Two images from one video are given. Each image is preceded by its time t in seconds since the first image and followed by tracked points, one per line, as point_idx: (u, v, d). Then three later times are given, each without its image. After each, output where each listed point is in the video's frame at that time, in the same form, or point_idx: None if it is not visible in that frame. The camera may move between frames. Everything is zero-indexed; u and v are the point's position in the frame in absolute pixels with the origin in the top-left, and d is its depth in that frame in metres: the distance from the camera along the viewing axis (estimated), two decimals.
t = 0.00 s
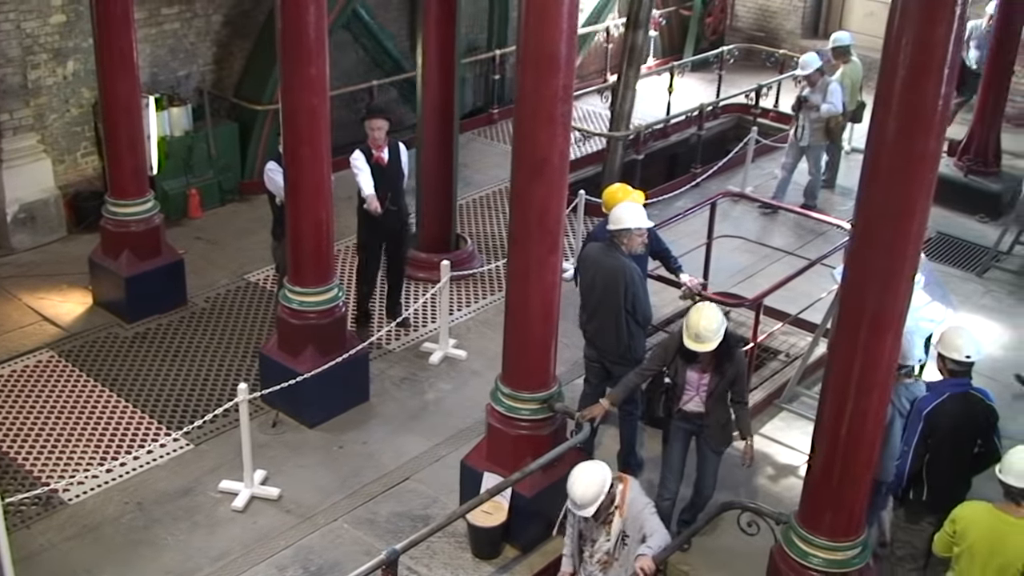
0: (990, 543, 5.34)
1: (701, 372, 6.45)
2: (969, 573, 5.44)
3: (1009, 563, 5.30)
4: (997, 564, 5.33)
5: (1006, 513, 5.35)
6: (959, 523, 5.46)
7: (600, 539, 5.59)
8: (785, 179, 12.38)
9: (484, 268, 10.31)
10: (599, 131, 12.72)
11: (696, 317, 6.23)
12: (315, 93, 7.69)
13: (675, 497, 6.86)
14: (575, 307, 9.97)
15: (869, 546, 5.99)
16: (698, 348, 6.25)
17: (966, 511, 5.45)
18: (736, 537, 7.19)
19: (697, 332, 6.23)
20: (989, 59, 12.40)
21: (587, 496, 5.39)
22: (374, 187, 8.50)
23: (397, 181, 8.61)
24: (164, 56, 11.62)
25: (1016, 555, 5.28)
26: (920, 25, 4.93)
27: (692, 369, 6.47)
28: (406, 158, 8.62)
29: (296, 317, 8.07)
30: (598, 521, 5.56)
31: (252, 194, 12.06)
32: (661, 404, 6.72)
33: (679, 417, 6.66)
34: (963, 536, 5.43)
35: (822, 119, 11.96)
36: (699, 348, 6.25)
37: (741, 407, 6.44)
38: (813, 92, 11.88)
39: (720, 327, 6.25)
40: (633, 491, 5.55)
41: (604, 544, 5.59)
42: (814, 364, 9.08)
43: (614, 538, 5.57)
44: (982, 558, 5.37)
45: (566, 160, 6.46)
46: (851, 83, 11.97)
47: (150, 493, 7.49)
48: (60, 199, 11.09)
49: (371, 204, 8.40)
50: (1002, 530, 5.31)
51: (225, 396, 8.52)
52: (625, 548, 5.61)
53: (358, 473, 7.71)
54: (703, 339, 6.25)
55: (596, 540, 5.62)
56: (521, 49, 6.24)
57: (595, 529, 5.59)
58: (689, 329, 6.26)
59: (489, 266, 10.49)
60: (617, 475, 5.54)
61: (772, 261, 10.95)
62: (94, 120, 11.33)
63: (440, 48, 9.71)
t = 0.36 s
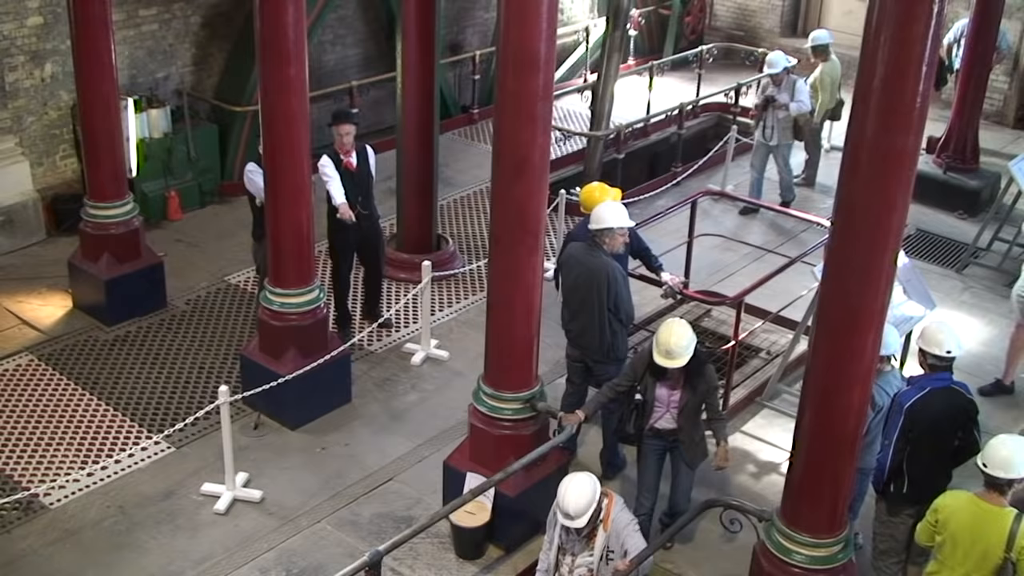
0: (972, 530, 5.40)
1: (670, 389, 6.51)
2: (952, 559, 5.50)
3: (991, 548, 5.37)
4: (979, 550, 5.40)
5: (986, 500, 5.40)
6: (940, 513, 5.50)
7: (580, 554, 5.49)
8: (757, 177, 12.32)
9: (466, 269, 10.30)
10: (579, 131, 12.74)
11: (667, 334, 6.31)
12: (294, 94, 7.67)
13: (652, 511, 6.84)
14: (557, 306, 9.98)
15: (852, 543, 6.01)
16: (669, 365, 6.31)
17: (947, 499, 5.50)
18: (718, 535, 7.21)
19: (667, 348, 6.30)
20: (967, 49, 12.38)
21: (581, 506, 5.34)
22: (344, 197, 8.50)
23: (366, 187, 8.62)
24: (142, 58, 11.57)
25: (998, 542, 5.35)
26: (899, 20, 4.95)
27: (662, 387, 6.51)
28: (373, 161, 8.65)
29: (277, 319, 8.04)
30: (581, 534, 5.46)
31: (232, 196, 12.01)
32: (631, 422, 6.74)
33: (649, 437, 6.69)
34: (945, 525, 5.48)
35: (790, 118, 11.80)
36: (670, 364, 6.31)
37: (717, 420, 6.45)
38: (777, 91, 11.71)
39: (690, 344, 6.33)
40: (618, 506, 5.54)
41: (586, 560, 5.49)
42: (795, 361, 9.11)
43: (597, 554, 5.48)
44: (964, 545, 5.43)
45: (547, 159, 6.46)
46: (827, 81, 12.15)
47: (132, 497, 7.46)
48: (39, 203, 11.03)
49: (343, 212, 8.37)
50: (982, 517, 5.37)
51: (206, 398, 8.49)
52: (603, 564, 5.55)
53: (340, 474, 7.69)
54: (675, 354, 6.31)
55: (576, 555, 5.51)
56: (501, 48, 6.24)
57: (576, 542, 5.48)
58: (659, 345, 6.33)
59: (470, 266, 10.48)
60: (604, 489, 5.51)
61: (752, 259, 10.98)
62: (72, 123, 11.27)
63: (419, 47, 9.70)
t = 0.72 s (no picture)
0: (949, 516, 5.44)
1: (637, 408, 6.39)
2: (932, 544, 5.55)
3: (970, 532, 5.41)
4: (958, 534, 5.45)
5: (961, 485, 5.43)
6: (917, 500, 5.53)
7: None
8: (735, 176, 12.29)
9: (448, 269, 10.29)
10: (560, 130, 12.71)
11: (633, 352, 6.18)
12: (273, 95, 7.65)
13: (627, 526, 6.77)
14: (539, 306, 9.99)
15: (834, 539, 6.02)
16: (636, 383, 6.18)
17: (923, 487, 5.52)
18: (700, 532, 7.23)
19: (635, 366, 6.17)
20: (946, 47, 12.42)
21: (561, 548, 5.21)
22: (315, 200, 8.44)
23: (343, 188, 8.60)
24: (120, 60, 11.54)
25: (976, 525, 5.39)
26: (876, 18, 4.97)
27: (629, 404, 6.41)
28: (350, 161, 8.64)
29: (258, 321, 8.02)
30: None
31: (213, 198, 11.94)
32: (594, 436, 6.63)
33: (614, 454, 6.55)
34: (923, 512, 5.51)
35: (762, 118, 11.74)
36: (637, 382, 6.17)
37: (679, 443, 6.32)
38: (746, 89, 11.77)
39: (658, 363, 6.19)
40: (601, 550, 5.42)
41: None
42: (776, 358, 9.13)
43: None
44: (943, 530, 5.48)
45: (527, 159, 6.46)
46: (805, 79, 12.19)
47: (113, 501, 7.42)
48: (17, 206, 10.96)
49: (315, 216, 8.35)
50: (959, 503, 5.40)
51: (187, 401, 8.45)
52: None
53: (323, 476, 7.68)
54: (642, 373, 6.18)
55: None
56: (480, 48, 6.24)
57: None
58: (626, 363, 6.20)
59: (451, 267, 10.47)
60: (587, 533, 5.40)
61: (733, 257, 11.01)
62: (50, 125, 11.21)
63: (398, 48, 9.70)
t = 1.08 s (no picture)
0: (925, 504, 5.47)
1: (606, 416, 6.35)
2: (910, 535, 5.58)
3: (946, 517, 5.46)
4: (934, 522, 5.49)
5: (931, 472, 5.49)
6: (890, 495, 5.53)
7: None
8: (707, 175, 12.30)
9: (422, 269, 10.28)
10: (533, 130, 12.71)
11: (599, 360, 6.10)
12: (245, 97, 7.62)
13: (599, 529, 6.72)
14: (513, 305, 10.00)
15: (810, 535, 6.05)
16: (602, 392, 6.11)
17: (892, 480, 5.53)
18: (675, 529, 7.25)
19: (600, 376, 6.10)
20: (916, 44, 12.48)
21: (536, 568, 5.23)
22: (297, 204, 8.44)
23: (320, 189, 8.59)
24: (91, 63, 11.46)
25: (951, 509, 5.45)
26: (846, 17, 5.01)
27: (597, 413, 6.35)
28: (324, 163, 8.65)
29: (231, 323, 7.99)
30: None
31: (185, 202, 11.90)
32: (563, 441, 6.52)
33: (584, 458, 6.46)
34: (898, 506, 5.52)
35: (733, 123, 11.61)
36: (603, 392, 6.11)
37: (654, 453, 6.19)
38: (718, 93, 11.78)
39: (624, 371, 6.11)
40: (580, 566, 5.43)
41: None
42: (750, 355, 9.17)
43: None
44: (920, 519, 5.51)
45: (500, 159, 6.46)
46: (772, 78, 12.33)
47: (87, 507, 7.38)
48: None
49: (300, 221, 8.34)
50: (932, 490, 5.44)
51: (161, 405, 8.41)
52: None
53: (299, 479, 7.65)
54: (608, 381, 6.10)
55: None
56: (453, 48, 6.23)
57: None
58: (592, 372, 6.13)
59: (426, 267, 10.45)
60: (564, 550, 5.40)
61: (706, 255, 11.06)
62: (20, 129, 11.12)
63: (370, 49, 9.70)
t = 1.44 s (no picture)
0: (906, 497, 5.51)
1: (580, 436, 6.27)
2: (893, 529, 5.61)
3: (928, 507, 5.52)
4: (916, 513, 5.53)
5: (905, 464, 5.53)
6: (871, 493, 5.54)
7: None
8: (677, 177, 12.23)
9: (396, 271, 10.26)
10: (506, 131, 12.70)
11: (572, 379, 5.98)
12: (216, 99, 7.59)
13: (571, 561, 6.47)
14: (487, 306, 9.99)
15: (785, 532, 6.08)
16: (573, 412, 5.99)
17: (869, 478, 5.54)
18: (652, 527, 7.27)
19: (573, 395, 5.99)
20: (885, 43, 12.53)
21: None
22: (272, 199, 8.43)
23: (296, 190, 8.56)
24: (60, 66, 11.39)
25: (931, 498, 5.51)
26: (817, 16, 5.04)
27: (571, 433, 6.31)
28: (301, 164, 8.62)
29: (205, 327, 7.94)
30: None
31: (155, 206, 11.77)
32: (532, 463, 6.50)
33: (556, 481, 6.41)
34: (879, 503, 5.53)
35: (708, 126, 11.68)
36: (574, 412, 5.99)
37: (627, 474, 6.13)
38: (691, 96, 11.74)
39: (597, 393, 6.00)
40: None
41: None
42: (724, 353, 9.20)
43: None
44: (902, 512, 5.54)
45: (473, 160, 6.46)
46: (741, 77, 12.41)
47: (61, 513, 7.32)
48: None
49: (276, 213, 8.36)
50: (911, 482, 5.48)
51: (134, 410, 8.35)
52: None
53: (274, 483, 7.62)
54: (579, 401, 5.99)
55: None
56: (425, 48, 6.22)
57: None
58: (564, 391, 6.02)
59: (400, 268, 10.42)
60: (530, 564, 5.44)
61: (680, 254, 11.09)
62: None
63: (341, 51, 9.69)
